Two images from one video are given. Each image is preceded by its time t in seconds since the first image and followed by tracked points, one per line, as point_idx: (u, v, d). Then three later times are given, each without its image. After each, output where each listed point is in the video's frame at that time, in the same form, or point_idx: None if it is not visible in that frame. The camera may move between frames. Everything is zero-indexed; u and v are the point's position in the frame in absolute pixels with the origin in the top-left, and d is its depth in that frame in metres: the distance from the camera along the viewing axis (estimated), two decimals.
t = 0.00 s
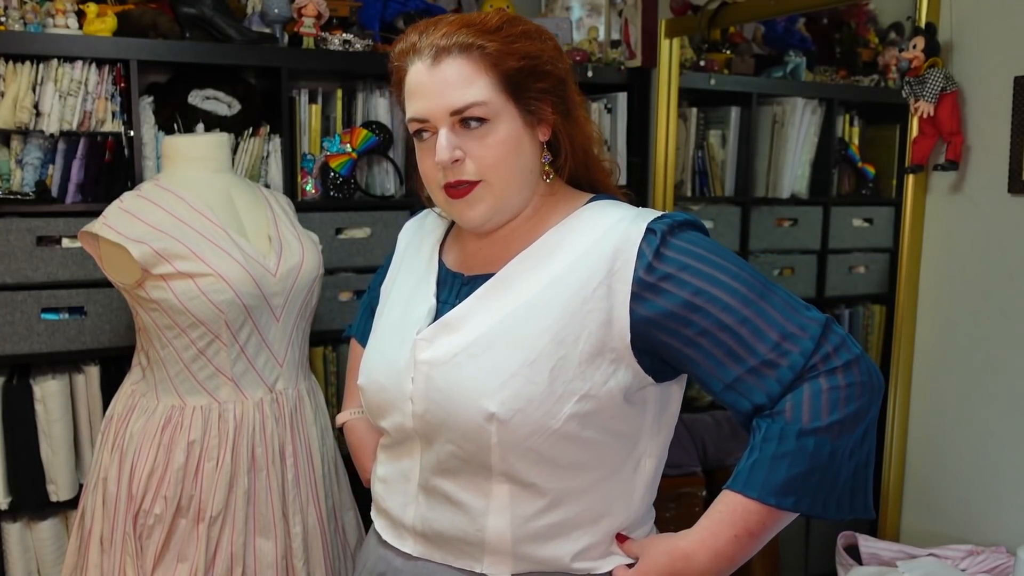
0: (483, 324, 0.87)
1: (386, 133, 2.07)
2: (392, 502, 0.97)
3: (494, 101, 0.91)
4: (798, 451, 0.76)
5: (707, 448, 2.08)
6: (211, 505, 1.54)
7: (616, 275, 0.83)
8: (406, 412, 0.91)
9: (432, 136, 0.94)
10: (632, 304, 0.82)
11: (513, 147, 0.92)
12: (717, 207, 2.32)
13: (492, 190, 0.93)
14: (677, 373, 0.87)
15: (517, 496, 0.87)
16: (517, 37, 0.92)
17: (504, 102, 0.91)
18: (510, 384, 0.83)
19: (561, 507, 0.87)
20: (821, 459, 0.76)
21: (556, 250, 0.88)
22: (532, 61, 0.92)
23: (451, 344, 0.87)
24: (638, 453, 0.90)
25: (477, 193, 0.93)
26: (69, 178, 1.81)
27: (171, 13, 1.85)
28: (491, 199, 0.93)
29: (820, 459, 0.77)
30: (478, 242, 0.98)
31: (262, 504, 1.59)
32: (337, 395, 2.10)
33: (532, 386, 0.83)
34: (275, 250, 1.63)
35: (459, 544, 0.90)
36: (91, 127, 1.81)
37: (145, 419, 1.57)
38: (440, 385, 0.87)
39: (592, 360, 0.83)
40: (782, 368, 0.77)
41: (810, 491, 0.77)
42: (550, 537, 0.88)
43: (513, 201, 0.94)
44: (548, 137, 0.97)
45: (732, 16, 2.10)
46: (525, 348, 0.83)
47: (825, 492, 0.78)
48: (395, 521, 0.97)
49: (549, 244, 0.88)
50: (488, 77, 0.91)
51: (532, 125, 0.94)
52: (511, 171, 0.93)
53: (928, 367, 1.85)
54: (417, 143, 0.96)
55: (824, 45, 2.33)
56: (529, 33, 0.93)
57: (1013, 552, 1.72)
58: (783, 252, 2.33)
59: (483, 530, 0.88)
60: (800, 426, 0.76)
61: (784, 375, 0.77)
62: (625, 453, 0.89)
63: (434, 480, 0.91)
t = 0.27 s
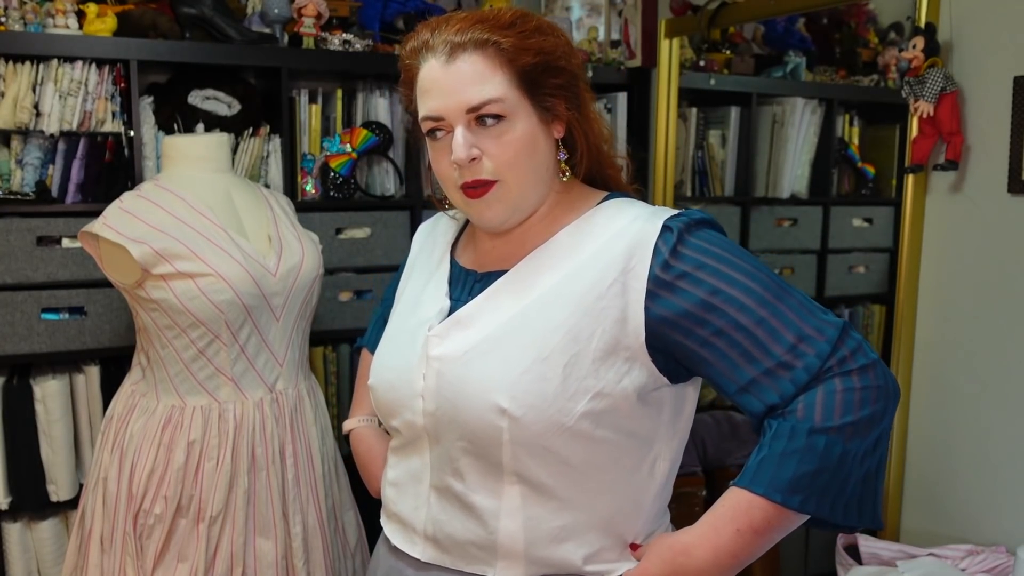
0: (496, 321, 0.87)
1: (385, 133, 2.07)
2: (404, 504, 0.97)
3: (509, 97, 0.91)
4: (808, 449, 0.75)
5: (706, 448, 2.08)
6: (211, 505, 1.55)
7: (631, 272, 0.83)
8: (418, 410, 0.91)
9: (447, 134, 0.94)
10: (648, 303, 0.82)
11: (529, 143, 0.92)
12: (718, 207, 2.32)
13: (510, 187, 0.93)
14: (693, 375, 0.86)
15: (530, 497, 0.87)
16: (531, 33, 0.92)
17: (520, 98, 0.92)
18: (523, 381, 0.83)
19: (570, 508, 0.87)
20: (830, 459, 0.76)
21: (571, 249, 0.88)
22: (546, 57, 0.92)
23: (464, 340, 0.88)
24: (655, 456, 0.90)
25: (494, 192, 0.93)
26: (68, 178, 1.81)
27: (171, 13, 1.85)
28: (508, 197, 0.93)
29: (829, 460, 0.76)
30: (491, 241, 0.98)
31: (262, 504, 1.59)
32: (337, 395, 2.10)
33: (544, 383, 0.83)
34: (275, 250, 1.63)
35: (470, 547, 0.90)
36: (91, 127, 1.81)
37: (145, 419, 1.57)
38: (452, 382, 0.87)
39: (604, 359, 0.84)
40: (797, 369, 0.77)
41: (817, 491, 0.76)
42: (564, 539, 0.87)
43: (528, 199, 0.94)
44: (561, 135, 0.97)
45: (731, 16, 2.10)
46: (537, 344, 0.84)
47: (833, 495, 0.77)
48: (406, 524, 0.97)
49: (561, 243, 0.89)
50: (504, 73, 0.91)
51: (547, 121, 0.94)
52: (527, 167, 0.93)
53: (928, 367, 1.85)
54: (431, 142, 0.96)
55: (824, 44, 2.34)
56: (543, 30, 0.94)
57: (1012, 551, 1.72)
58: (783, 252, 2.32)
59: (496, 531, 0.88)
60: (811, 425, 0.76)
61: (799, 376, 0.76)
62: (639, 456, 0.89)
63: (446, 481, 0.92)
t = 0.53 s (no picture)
0: (512, 325, 0.87)
1: (385, 133, 2.07)
2: (415, 509, 0.96)
3: (520, 99, 0.90)
4: (820, 454, 0.76)
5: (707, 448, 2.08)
6: (211, 505, 1.55)
7: (649, 273, 0.83)
8: (433, 415, 0.91)
9: (455, 136, 0.93)
10: (665, 307, 0.82)
11: (539, 147, 0.92)
12: (718, 207, 2.32)
13: (520, 191, 0.92)
14: (705, 378, 0.87)
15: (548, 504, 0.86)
16: (542, 35, 0.92)
17: (530, 101, 0.91)
18: (542, 386, 0.83)
19: (585, 512, 0.87)
20: (840, 466, 0.76)
21: (586, 252, 0.88)
22: (557, 59, 0.92)
23: (479, 345, 0.88)
24: (669, 459, 0.90)
25: (504, 193, 0.93)
26: (68, 178, 1.81)
27: (171, 13, 1.85)
28: (518, 199, 0.93)
29: (839, 466, 0.76)
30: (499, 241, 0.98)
31: (262, 504, 1.60)
32: (337, 395, 2.10)
33: (564, 387, 0.83)
34: (275, 250, 1.63)
35: (485, 551, 0.90)
36: (91, 127, 1.81)
37: (145, 419, 1.57)
38: (469, 387, 0.87)
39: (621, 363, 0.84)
40: (809, 379, 0.77)
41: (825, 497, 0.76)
42: (582, 543, 0.87)
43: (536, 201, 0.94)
44: (570, 137, 0.97)
45: (730, 17, 2.10)
46: (556, 348, 0.84)
47: (841, 502, 0.77)
48: (419, 530, 0.96)
49: (573, 247, 0.90)
50: (515, 75, 0.90)
51: (556, 124, 0.94)
52: (538, 171, 0.93)
53: (928, 367, 1.85)
54: (437, 143, 0.95)
55: (823, 45, 2.34)
56: (553, 31, 0.93)
57: (1013, 552, 1.72)
58: (783, 252, 2.32)
59: (514, 535, 0.87)
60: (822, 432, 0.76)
61: (811, 385, 0.77)
62: (654, 460, 0.88)
63: (461, 486, 0.91)
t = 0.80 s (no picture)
0: (517, 331, 0.87)
1: (385, 133, 2.07)
2: (418, 516, 0.94)
3: (568, 68, 0.95)
4: (815, 466, 0.76)
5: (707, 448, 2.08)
6: (211, 505, 1.55)
7: (655, 278, 0.83)
8: (438, 422, 0.89)
9: (497, 89, 0.94)
10: (670, 313, 0.82)
11: (572, 119, 0.94)
12: (718, 207, 2.33)
13: (547, 157, 0.92)
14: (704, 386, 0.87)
15: (555, 508, 0.86)
16: (590, 26, 0.99)
17: (573, 75, 0.95)
18: (550, 391, 0.82)
19: (594, 515, 0.86)
20: (835, 478, 0.76)
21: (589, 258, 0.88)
22: (599, 49, 0.99)
23: (485, 350, 0.87)
24: (675, 463, 0.89)
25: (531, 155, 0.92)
26: (68, 178, 1.81)
27: (171, 13, 1.85)
28: (543, 164, 0.92)
29: (834, 480, 0.76)
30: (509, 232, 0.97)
31: (262, 504, 1.59)
32: (337, 395, 2.10)
33: (572, 393, 0.82)
34: (275, 250, 1.63)
35: (492, 558, 0.88)
36: (91, 127, 1.81)
37: (145, 419, 1.57)
38: (476, 392, 0.86)
39: (631, 366, 0.84)
40: (807, 392, 0.77)
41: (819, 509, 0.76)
42: (589, 547, 0.86)
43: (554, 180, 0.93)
44: (592, 131, 1.01)
45: (731, 17, 2.09)
46: (563, 354, 0.83)
47: (834, 517, 0.77)
48: (422, 538, 0.94)
49: (578, 251, 0.90)
50: (565, 45, 0.95)
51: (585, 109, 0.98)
52: (567, 142, 0.93)
53: (928, 367, 1.85)
54: (474, 96, 0.96)
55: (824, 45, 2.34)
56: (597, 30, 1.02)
57: (1012, 552, 1.72)
58: (782, 252, 2.33)
59: (521, 541, 0.87)
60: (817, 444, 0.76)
61: (808, 399, 0.77)
62: (660, 463, 0.88)
63: (467, 493, 0.89)
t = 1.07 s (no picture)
0: (535, 330, 0.86)
1: (385, 133, 2.07)
2: (433, 522, 0.91)
3: (580, 71, 0.94)
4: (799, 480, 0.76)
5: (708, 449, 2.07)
6: (211, 505, 1.55)
7: (670, 272, 0.84)
8: (458, 424, 0.87)
9: (507, 88, 0.94)
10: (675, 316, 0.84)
11: (582, 120, 0.94)
12: (718, 207, 2.36)
13: (556, 159, 0.92)
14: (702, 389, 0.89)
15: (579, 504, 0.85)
16: (604, 29, 0.99)
17: (585, 77, 0.95)
18: (576, 387, 0.82)
19: (611, 512, 0.85)
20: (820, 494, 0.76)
21: (601, 254, 0.89)
22: (612, 53, 0.99)
23: (505, 349, 0.86)
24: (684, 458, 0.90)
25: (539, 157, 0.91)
26: (68, 178, 1.81)
27: (171, 12, 1.85)
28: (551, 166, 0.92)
29: (818, 494, 0.76)
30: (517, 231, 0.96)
31: (262, 504, 1.59)
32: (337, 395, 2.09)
33: (596, 389, 0.82)
34: (275, 250, 1.63)
35: (514, 560, 0.86)
36: (91, 127, 1.81)
37: (145, 419, 1.57)
38: (498, 393, 0.84)
39: (651, 364, 0.84)
40: (796, 403, 0.79)
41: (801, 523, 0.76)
42: (599, 547, 0.86)
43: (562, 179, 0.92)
44: (600, 132, 1.02)
45: (731, 17, 2.10)
46: (585, 351, 0.83)
47: (816, 532, 0.77)
48: (438, 543, 0.91)
49: (588, 251, 0.90)
50: (579, 47, 0.95)
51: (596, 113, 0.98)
52: (576, 144, 0.93)
53: (928, 367, 1.85)
54: (483, 94, 0.95)
55: (823, 44, 2.28)
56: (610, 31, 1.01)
57: (1013, 552, 1.72)
58: (782, 252, 2.34)
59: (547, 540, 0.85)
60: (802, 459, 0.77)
61: (797, 410, 0.78)
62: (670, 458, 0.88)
63: (488, 494, 0.86)
